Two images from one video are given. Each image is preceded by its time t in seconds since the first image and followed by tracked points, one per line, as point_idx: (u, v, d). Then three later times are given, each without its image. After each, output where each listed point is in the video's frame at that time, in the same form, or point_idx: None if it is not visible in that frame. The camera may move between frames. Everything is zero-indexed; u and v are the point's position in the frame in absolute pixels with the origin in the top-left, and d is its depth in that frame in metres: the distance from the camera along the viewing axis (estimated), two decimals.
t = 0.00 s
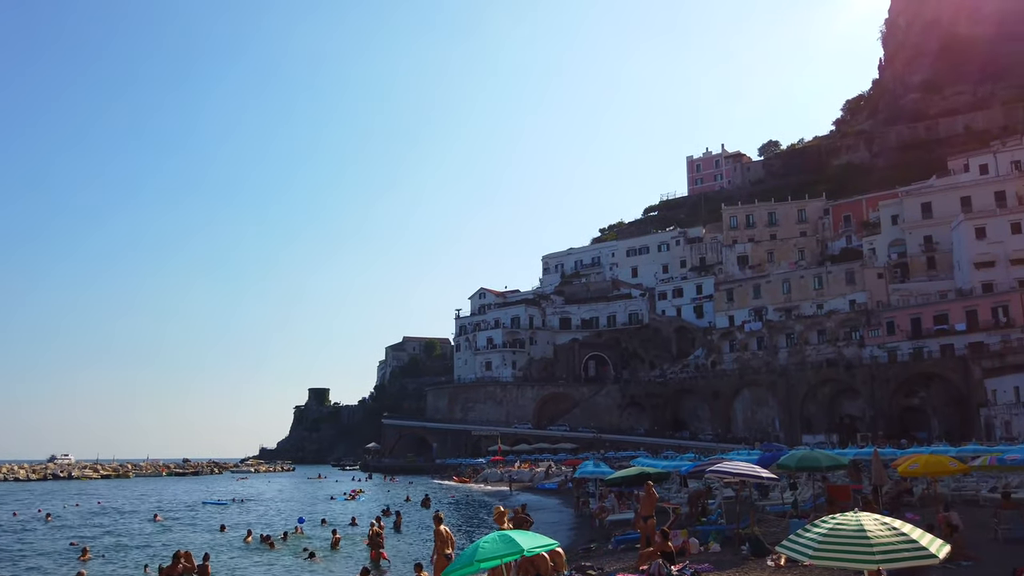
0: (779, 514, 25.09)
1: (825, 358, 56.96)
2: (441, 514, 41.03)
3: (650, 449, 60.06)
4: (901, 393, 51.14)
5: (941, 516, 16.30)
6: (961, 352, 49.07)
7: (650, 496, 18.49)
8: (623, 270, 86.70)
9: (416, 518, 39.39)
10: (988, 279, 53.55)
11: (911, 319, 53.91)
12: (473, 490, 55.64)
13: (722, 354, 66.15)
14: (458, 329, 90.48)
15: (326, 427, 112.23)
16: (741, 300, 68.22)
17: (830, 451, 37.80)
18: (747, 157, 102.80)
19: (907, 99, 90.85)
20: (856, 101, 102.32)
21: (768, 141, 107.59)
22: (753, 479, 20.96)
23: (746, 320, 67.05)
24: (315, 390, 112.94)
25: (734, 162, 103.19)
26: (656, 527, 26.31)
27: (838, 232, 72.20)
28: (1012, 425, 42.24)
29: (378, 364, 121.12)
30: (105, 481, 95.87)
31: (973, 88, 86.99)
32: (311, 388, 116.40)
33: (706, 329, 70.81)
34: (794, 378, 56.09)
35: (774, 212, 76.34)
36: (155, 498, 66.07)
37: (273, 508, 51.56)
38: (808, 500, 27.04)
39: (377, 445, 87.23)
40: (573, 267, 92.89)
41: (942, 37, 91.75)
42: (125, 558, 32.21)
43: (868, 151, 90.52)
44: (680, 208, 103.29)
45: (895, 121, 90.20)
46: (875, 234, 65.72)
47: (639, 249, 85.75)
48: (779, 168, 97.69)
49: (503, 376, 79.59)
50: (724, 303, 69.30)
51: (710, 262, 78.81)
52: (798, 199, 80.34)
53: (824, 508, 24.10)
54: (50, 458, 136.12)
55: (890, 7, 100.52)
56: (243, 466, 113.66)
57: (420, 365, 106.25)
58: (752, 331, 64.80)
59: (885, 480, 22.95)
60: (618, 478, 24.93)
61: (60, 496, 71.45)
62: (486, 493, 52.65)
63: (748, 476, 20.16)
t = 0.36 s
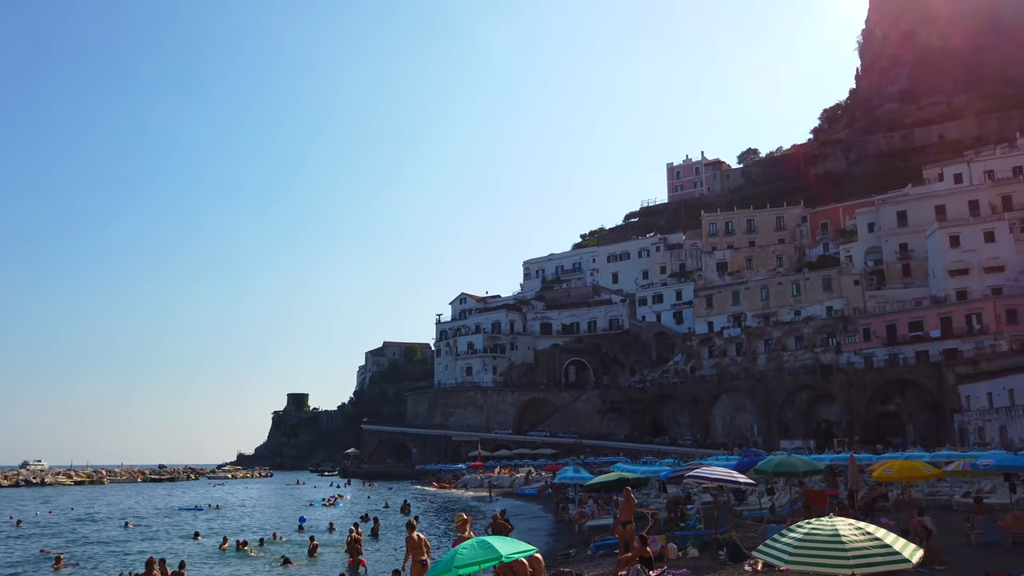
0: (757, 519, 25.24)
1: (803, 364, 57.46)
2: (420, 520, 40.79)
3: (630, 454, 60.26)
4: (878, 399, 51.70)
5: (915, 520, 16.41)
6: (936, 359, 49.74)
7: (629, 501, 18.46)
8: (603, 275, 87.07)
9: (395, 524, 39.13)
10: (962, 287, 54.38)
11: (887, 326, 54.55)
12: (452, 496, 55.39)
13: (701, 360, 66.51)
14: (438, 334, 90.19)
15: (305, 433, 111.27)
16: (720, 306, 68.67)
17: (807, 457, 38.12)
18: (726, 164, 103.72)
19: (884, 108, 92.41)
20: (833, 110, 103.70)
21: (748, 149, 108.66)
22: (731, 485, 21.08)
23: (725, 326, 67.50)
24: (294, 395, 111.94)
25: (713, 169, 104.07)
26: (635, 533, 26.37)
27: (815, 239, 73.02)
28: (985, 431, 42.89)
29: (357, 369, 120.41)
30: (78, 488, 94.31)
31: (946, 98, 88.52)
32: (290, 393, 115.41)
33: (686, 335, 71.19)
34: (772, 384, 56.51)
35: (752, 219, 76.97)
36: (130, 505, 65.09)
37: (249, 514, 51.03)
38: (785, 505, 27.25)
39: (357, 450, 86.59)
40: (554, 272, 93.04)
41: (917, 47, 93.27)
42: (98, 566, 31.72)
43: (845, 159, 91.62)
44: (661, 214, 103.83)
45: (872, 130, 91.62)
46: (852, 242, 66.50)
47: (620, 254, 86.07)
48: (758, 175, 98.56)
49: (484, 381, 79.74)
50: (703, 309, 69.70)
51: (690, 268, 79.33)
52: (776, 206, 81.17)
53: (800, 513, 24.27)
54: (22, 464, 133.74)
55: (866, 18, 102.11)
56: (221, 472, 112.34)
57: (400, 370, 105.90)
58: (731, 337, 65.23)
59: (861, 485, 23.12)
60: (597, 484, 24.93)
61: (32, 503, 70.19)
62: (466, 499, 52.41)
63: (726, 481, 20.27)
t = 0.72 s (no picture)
0: (733, 523, 25.43)
1: (779, 370, 58.03)
2: (397, 526, 40.56)
3: (608, 460, 60.45)
4: (853, 405, 52.29)
5: (887, 525, 16.58)
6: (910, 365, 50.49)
7: (605, 507, 18.40)
8: (583, 281, 87.23)
9: (372, 530, 38.87)
10: (935, 294, 55.26)
11: (861, 332, 55.25)
12: (430, 501, 55.15)
13: (679, 365, 66.83)
14: (418, 339, 89.89)
15: (282, 438, 110.23)
16: (698, 312, 69.19)
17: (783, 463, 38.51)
18: (704, 171, 104.65)
19: (859, 118, 94.02)
20: (810, 119, 105.10)
21: (725, 156, 109.70)
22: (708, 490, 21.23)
23: (703, 332, 68.01)
24: (271, 399, 110.94)
25: (692, 176, 104.97)
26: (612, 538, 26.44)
27: (792, 246, 73.87)
28: (958, 437, 43.65)
29: (335, 375, 119.62)
30: (49, 494, 92.62)
31: (920, 109, 90.10)
32: (267, 398, 114.41)
33: (664, 340, 71.56)
34: (749, 390, 56.96)
35: (730, 226, 77.73)
36: (102, 511, 64.05)
37: (224, 521, 50.43)
38: (761, 510, 27.51)
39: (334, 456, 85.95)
40: (533, 278, 93.22)
41: (892, 58, 94.87)
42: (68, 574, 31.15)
43: (821, 167, 92.84)
44: (640, 221, 104.39)
45: (847, 139, 93.10)
46: (828, 249, 67.29)
47: (600, 260, 86.49)
48: (736, 182, 99.43)
49: (463, 387, 79.34)
50: (681, 315, 70.18)
51: (669, 274, 79.88)
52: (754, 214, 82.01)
53: (776, 518, 24.51)
54: None
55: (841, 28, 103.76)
56: (195, 477, 110.93)
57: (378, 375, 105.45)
58: (709, 343, 65.76)
59: (836, 490, 23.38)
60: (576, 489, 24.92)
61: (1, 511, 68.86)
62: (444, 505, 52.19)
63: (702, 486, 20.41)
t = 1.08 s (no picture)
0: (709, 528, 25.58)
1: (756, 376, 58.56)
2: (374, 532, 40.25)
3: (586, 465, 60.59)
4: (828, 410, 52.79)
5: (861, 529, 16.61)
6: (884, 371, 51.15)
7: (582, 512, 18.49)
8: (562, 286, 87.47)
9: (349, 536, 38.57)
10: (908, 301, 56.06)
11: (836, 338, 55.90)
12: (408, 507, 54.87)
13: (658, 371, 67.67)
14: (396, 344, 89.41)
15: (258, 443, 109.15)
16: (676, 318, 69.62)
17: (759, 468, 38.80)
18: (683, 178, 105.46)
19: (834, 127, 95.56)
20: (787, 127, 106.41)
21: (704, 164, 110.73)
22: (684, 495, 21.36)
23: (681, 338, 68.41)
24: (247, 404, 109.72)
25: (670, 183, 105.75)
26: (590, 543, 26.51)
27: (768, 253, 74.59)
28: (930, 442, 44.35)
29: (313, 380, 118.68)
30: (18, 501, 90.85)
31: (894, 118, 91.56)
32: (243, 403, 113.20)
33: (642, 346, 71.94)
34: (726, 395, 57.34)
35: (708, 233, 78.50)
36: (72, 518, 62.95)
37: (198, 527, 49.82)
38: (736, 514, 27.73)
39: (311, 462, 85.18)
40: (512, 283, 93.29)
41: (867, 69, 96.44)
42: None
43: (797, 175, 93.98)
44: (619, 227, 104.90)
45: (822, 148, 94.45)
46: (804, 256, 68.03)
47: (579, 266, 86.78)
48: (713, 189, 100.26)
49: (441, 392, 78.93)
50: (660, 320, 70.63)
51: (647, 280, 80.46)
52: (731, 221, 82.78)
53: (752, 523, 24.70)
54: None
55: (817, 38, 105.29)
56: (169, 484, 109.43)
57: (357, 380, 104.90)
58: (687, 348, 66.18)
59: (811, 495, 23.61)
60: (553, 494, 24.91)
61: None
62: (422, 511, 51.94)
63: (679, 492, 20.53)
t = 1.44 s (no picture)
0: (687, 534, 25.70)
1: (734, 381, 59.00)
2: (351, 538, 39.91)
3: (565, 470, 60.65)
4: (805, 415, 53.24)
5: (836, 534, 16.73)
6: (859, 377, 51.76)
7: (558, 517, 18.48)
8: (542, 291, 87.57)
9: (326, 542, 38.23)
10: (882, 308, 56.83)
11: (813, 345, 56.46)
12: (386, 513, 54.56)
13: (636, 376, 67.48)
14: (375, 348, 88.90)
15: (235, 449, 108.02)
16: (655, 323, 69.96)
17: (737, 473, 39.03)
18: (662, 185, 106.15)
19: (811, 135, 97.26)
20: (765, 135, 107.60)
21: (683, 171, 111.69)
22: (662, 500, 21.46)
23: (660, 343, 68.75)
24: (224, 409, 108.49)
25: (650, 190, 106.40)
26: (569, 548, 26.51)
27: (747, 259, 75.09)
28: (904, 448, 44.96)
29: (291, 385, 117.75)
30: None
31: (869, 128, 92.86)
32: (220, 408, 111.98)
33: (622, 351, 72.21)
34: (704, 401, 57.64)
35: (687, 239, 79.14)
36: (44, 524, 61.89)
37: (172, 534, 49.19)
38: (714, 519, 27.91)
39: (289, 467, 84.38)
40: (493, 288, 93.26)
41: (843, 79, 98.20)
42: None
43: (775, 183, 94.98)
44: (599, 232, 105.35)
45: (799, 156, 95.62)
46: (781, 263, 68.63)
47: (559, 271, 86.96)
48: (692, 195, 101.00)
49: (421, 398, 78.58)
50: (639, 326, 70.91)
51: (627, 286, 80.85)
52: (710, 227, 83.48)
53: (729, 529, 24.91)
54: None
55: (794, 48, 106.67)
56: (144, 489, 107.89)
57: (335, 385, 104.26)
58: (666, 354, 66.46)
59: (787, 500, 23.85)
60: (532, 500, 24.85)
61: None
62: (400, 516, 51.68)
63: (657, 497, 20.61)
